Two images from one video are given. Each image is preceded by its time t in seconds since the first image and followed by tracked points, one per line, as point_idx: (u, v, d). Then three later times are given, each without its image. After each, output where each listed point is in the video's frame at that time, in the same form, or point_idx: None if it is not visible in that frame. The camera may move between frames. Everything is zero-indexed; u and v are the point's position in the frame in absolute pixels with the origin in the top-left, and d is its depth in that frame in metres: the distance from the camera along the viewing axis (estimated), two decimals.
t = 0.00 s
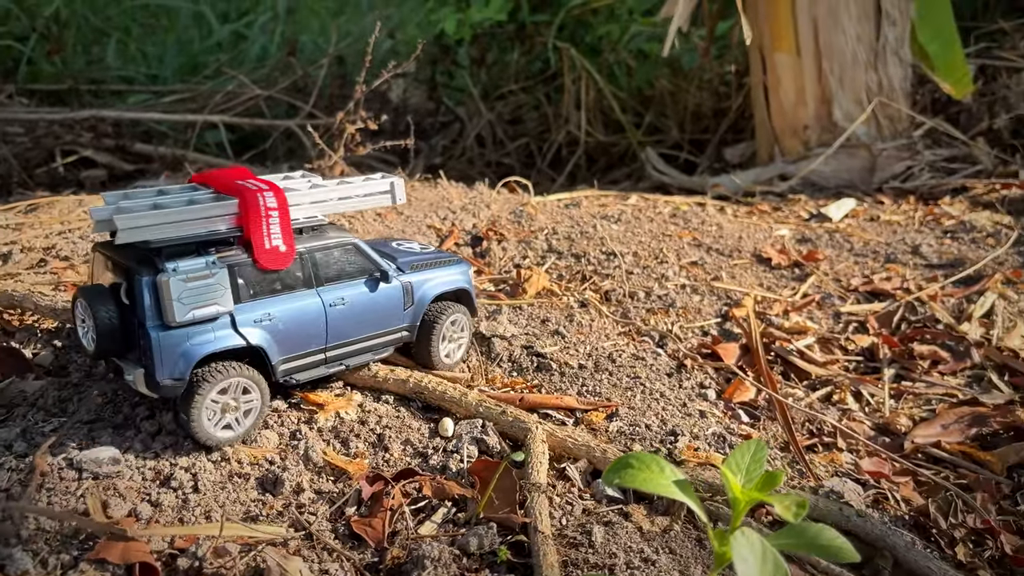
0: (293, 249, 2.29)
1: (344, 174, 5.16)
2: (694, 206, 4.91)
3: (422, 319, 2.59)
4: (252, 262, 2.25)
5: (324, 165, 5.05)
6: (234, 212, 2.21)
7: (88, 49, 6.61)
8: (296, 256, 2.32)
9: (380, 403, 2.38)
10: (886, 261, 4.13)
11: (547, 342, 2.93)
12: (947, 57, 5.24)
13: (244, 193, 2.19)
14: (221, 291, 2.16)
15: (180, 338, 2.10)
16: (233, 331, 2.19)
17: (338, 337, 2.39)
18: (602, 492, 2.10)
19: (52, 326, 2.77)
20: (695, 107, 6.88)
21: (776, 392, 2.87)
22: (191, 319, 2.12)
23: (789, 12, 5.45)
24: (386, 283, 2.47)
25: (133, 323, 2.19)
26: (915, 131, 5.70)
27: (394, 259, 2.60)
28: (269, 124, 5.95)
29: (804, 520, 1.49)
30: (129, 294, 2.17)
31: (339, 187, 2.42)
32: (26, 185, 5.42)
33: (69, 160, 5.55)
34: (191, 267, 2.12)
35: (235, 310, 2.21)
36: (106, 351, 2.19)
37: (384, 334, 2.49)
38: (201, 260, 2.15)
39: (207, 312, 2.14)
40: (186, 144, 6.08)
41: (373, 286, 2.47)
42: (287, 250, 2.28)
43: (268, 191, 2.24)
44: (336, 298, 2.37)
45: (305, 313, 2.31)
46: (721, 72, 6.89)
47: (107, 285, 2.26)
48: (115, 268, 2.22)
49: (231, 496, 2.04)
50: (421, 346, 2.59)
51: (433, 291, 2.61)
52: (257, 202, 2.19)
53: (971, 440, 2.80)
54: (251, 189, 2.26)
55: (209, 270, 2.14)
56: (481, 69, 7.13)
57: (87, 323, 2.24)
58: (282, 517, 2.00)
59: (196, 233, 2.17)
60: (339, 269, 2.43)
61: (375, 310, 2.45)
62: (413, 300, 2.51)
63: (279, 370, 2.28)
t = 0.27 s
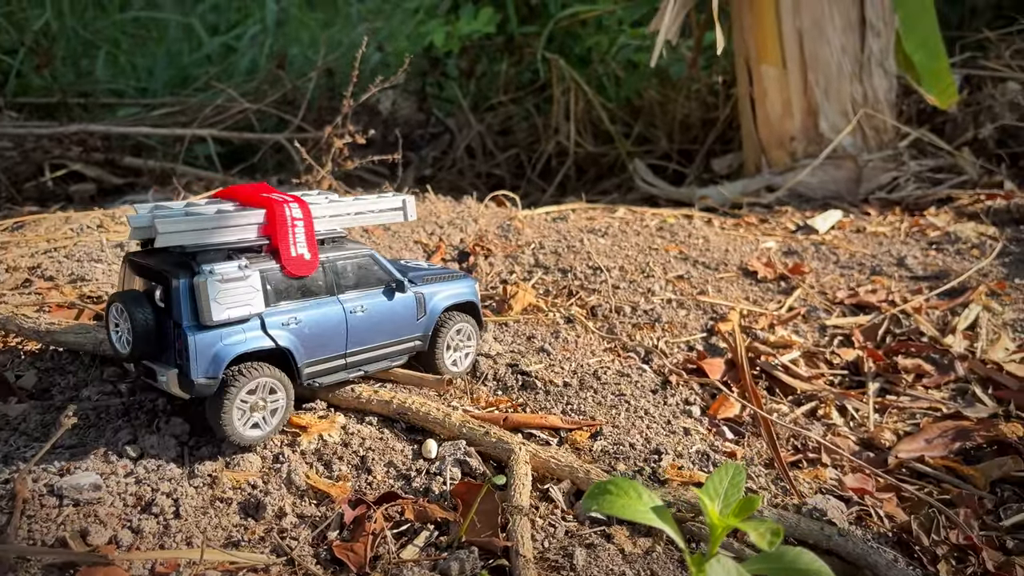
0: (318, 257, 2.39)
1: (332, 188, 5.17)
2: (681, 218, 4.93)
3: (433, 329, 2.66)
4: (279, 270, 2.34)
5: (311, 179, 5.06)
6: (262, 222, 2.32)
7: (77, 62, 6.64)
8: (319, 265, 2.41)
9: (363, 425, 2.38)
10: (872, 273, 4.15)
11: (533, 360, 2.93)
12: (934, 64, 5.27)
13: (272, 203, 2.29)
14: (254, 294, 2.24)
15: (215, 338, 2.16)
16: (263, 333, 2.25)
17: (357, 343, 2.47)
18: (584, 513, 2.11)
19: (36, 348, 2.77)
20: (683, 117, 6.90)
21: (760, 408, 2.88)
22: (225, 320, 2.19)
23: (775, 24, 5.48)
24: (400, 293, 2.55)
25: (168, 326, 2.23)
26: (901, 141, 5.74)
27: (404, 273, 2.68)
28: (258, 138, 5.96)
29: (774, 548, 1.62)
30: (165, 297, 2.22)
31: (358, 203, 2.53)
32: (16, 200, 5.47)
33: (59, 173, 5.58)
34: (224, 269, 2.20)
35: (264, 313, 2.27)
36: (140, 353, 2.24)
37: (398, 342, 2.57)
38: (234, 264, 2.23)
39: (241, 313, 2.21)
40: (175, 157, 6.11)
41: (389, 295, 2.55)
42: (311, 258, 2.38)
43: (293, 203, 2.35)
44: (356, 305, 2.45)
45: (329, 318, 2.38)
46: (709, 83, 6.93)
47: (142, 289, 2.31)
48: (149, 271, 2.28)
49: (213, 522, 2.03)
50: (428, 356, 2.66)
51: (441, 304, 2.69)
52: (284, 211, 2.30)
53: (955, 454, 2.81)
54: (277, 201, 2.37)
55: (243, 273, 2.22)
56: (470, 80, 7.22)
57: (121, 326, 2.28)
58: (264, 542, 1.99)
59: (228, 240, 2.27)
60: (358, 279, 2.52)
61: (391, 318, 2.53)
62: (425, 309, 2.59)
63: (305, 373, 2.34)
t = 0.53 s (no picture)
0: (334, 262, 2.40)
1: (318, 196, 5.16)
2: (668, 224, 4.93)
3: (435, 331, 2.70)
4: (297, 273, 2.35)
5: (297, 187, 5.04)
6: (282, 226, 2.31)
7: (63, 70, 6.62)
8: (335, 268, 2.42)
9: (345, 436, 2.36)
10: (857, 277, 4.15)
11: (517, 367, 2.91)
12: (920, 67, 5.29)
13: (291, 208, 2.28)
14: (275, 299, 2.24)
15: (234, 343, 2.18)
16: (279, 338, 2.28)
17: (364, 347, 2.51)
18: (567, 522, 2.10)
19: (13, 359, 2.74)
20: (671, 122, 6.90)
21: (746, 415, 2.87)
22: (247, 325, 2.19)
23: (760, 29, 5.49)
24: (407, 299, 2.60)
25: (186, 327, 2.24)
26: (886, 145, 5.76)
27: (410, 275, 2.72)
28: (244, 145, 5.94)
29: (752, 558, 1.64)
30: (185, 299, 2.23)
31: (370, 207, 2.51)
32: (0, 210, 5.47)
33: (44, 182, 5.57)
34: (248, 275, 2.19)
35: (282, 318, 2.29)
36: (157, 351, 2.25)
37: (401, 346, 2.62)
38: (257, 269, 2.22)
39: (261, 319, 2.22)
40: (161, 165, 6.10)
41: (397, 300, 2.59)
42: (328, 263, 2.39)
43: (312, 206, 2.34)
44: (366, 311, 2.49)
45: (340, 322, 2.42)
46: (696, 88, 6.94)
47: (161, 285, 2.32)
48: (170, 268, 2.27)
49: (191, 536, 2.01)
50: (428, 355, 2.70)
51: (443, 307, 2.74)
52: (304, 217, 2.29)
53: (941, 459, 2.80)
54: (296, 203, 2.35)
55: (266, 279, 2.21)
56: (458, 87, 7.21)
57: (139, 323, 2.29)
58: (243, 556, 1.97)
59: (249, 243, 2.27)
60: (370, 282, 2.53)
61: (396, 323, 2.57)
62: (429, 315, 2.64)
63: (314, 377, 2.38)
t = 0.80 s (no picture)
0: (343, 252, 2.53)
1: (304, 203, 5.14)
2: (655, 229, 4.93)
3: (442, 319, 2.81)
4: (308, 263, 2.46)
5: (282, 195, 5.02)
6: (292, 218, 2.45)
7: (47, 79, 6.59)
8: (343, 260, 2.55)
9: (327, 447, 2.34)
10: (843, 281, 4.15)
11: (501, 376, 2.89)
12: (905, 72, 5.30)
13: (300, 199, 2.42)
14: (291, 286, 2.35)
15: (254, 329, 2.29)
16: (297, 325, 2.39)
17: (376, 335, 2.62)
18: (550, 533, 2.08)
19: None
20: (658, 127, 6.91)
21: (731, 421, 2.87)
22: (266, 312, 2.29)
23: (745, 33, 5.50)
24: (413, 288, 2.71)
25: (207, 318, 2.33)
26: (872, 149, 5.78)
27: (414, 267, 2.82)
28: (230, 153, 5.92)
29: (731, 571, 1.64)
30: (205, 290, 2.33)
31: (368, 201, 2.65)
32: None
33: (28, 192, 5.54)
34: (264, 263, 2.30)
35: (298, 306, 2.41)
36: (178, 344, 2.34)
37: (411, 334, 2.72)
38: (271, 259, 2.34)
39: (279, 305, 2.32)
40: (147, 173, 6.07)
41: (404, 290, 2.70)
42: (337, 253, 2.52)
43: (320, 200, 2.49)
44: (376, 300, 2.60)
45: (353, 311, 2.53)
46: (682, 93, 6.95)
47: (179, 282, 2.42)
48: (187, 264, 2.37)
49: (168, 552, 1.98)
50: (437, 344, 2.81)
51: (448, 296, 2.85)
52: (314, 207, 2.44)
53: (926, 464, 2.80)
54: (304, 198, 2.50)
55: (283, 267, 2.32)
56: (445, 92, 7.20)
57: (160, 319, 2.38)
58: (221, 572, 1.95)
59: (262, 235, 2.39)
60: (377, 272, 2.66)
61: (404, 312, 2.68)
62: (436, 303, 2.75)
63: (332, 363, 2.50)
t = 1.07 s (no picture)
0: (334, 250, 2.66)
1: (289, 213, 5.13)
2: (640, 236, 4.95)
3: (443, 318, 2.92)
4: (302, 261, 2.59)
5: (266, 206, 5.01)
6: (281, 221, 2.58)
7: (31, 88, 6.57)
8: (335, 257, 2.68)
9: (307, 463, 2.33)
10: (827, 288, 4.17)
11: (484, 388, 2.88)
12: (887, 77, 5.35)
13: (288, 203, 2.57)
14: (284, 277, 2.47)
15: (252, 318, 2.40)
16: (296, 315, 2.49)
17: (377, 327, 2.72)
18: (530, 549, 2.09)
19: None
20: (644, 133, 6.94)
21: (714, 429, 2.87)
22: (261, 302, 2.41)
23: (728, 40, 5.53)
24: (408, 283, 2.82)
25: (208, 317, 2.43)
26: (854, 154, 5.82)
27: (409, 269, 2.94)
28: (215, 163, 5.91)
29: None
30: (204, 289, 2.42)
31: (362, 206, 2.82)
32: None
33: (11, 203, 5.52)
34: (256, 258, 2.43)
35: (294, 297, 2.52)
36: (182, 344, 2.42)
37: (412, 328, 2.82)
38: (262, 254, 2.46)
39: (275, 295, 2.44)
40: (131, 184, 6.05)
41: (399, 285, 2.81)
42: (328, 251, 2.65)
43: (309, 203, 2.63)
44: (373, 293, 2.71)
45: (351, 302, 2.64)
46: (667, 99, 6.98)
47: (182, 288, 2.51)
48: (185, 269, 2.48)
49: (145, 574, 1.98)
50: (436, 340, 2.89)
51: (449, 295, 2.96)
52: (300, 209, 2.58)
53: (907, 472, 2.81)
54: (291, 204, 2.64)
55: (274, 259, 2.46)
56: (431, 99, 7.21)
57: (166, 323, 2.47)
58: None
59: (255, 236, 2.53)
60: (372, 270, 2.79)
61: (402, 305, 2.78)
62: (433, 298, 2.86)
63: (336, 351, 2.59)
